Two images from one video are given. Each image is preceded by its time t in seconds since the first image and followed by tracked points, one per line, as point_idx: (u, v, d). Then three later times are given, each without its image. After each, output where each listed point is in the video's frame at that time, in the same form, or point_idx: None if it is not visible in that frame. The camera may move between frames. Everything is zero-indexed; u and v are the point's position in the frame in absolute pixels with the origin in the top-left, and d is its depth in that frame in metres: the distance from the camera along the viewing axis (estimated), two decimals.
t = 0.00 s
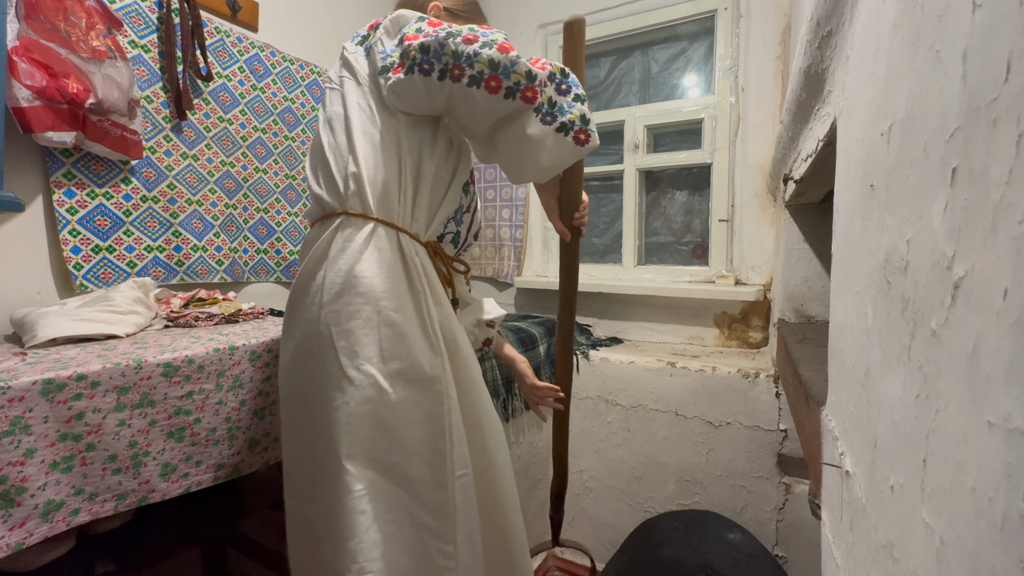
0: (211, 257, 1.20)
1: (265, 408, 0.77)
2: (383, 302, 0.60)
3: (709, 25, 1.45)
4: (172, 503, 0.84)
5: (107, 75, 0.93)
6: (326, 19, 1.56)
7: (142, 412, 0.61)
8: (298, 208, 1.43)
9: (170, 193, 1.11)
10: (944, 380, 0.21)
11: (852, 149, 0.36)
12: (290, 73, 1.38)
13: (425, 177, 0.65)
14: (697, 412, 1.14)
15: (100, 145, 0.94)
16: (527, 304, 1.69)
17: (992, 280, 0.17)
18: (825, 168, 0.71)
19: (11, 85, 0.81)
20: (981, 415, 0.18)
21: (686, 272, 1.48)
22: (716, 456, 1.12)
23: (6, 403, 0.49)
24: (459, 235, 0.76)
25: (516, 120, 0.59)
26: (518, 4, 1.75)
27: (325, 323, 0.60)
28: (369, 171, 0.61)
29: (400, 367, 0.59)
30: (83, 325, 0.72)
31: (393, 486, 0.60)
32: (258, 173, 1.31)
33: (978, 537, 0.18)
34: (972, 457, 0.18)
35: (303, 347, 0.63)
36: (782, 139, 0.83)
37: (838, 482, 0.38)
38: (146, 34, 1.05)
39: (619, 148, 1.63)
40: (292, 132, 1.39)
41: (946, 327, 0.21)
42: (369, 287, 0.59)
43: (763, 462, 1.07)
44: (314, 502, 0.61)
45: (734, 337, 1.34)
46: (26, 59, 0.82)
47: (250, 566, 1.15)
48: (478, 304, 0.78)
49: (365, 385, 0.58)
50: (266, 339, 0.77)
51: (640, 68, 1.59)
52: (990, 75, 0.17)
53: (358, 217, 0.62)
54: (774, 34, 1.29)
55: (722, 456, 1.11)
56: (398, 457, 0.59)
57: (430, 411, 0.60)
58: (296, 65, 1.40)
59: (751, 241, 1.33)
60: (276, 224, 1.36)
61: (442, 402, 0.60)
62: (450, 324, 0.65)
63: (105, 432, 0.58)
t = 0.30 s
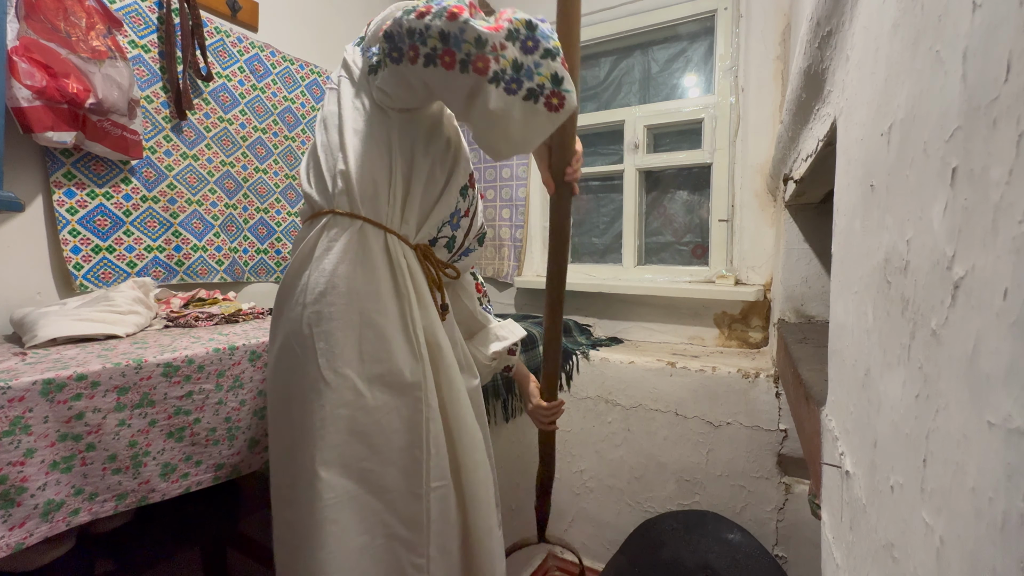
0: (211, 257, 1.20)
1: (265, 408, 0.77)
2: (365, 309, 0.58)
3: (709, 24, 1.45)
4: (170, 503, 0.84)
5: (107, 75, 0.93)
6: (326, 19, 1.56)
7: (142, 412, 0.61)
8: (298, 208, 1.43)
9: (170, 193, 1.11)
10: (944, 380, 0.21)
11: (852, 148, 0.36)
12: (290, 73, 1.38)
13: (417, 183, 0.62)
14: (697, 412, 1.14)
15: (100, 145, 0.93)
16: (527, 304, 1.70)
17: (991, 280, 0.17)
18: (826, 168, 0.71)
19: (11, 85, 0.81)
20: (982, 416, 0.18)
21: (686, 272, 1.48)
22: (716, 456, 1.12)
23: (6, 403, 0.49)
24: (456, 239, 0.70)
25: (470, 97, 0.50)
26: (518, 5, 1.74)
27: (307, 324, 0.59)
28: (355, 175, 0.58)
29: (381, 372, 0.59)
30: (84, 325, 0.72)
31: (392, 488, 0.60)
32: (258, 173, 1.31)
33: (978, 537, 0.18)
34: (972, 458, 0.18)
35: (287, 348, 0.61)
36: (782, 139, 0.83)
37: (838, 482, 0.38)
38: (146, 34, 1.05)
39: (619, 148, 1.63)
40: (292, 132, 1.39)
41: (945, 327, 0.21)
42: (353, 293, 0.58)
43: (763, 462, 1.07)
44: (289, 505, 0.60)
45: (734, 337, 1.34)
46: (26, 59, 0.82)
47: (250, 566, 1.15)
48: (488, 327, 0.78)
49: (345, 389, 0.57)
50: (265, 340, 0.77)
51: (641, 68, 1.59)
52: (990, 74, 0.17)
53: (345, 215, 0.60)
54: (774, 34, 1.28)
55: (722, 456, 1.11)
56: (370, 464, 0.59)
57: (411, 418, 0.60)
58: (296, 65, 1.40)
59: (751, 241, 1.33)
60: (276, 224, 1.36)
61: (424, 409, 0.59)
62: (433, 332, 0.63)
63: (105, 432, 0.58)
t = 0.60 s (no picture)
0: (211, 257, 1.20)
1: (265, 408, 0.77)
2: (374, 308, 0.58)
3: (709, 24, 1.45)
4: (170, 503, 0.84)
5: (107, 75, 0.93)
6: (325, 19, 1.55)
7: (142, 412, 0.61)
8: (298, 207, 1.43)
9: (170, 193, 1.11)
10: (944, 380, 0.21)
11: (852, 149, 0.36)
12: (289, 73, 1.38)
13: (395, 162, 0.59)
14: (697, 412, 1.14)
15: (100, 145, 0.93)
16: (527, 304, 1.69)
17: (991, 280, 0.17)
18: (826, 168, 0.71)
19: (11, 85, 0.81)
20: (982, 415, 0.18)
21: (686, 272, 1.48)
22: (716, 456, 1.12)
23: (6, 403, 0.49)
24: (458, 230, 0.71)
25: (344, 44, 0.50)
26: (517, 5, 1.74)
27: (313, 322, 0.60)
28: (351, 171, 0.59)
29: (385, 368, 0.58)
30: (83, 325, 0.72)
31: (394, 487, 0.60)
32: (258, 173, 1.31)
33: (978, 537, 0.18)
34: (972, 457, 0.18)
35: (293, 345, 0.61)
36: (782, 139, 0.83)
37: (838, 482, 0.38)
38: (146, 34, 1.05)
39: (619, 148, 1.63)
40: (292, 132, 1.39)
41: (946, 327, 0.20)
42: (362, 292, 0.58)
43: (763, 462, 1.07)
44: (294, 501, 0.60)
45: (734, 337, 1.34)
46: (26, 59, 0.82)
47: (250, 567, 1.15)
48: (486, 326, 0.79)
49: (353, 388, 0.56)
50: (265, 339, 0.77)
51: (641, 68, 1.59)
52: (990, 74, 0.17)
53: (344, 212, 0.61)
54: (775, 34, 1.29)
55: (722, 456, 1.11)
56: (376, 461, 0.58)
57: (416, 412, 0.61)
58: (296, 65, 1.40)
59: (751, 241, 1.35)
60: (276, 224, 1.36)
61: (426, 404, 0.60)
62: (437, 327, 0.63)
63: (105, 432, 0.58)
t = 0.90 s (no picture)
0: (211, 257, 1.20)
1: (265, 408, 0.77)
2: (376, 294, 0.58)
3: (709, 24, 1.45)
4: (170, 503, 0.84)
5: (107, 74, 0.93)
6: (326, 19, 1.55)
7: (142, 411, 0.61)
8: (298, 207, 1.43)
9: (170, 193, 1.11)
10: (944, 380, 0.21)
11: (852, 148, 0.36)
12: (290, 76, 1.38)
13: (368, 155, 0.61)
14: (697, 412, 1.14)
15: (100, 145, 0.93)
16: (527, 304, 1.69)
17: (992, 280, 0.17)
18: (825, 168, 0.71)
19: (11, 85, 0.81)
20: (981, 415, 0.18)
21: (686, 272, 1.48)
22: (717, 456, 1.12)
23: (6, 403, 0.49)
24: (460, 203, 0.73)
25: (275, 44, 0.53)
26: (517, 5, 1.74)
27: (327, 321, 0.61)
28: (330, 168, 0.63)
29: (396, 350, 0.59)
30: (83, 325, 0.72)
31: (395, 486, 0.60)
32: (258, 173, 1.31)
33: (978, 537, 0.18)
34: (972, 457, 0.18)
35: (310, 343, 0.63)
36: (782, 139, 0.83)
37: (838, 482, 0.38)
38: (146, 34, 1.05)
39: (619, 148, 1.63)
40: (292, 132, 1.40)
41: (946, 327, 0.20)
42: (364, 282, 0.59)
43: (764, 462, 1.07)
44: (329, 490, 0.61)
45: (734, 337, 1.34)
46: (26, 59, 0.82)
47: (251, 568, 1.15)
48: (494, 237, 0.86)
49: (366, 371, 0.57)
50: (265, 339, 0.76)
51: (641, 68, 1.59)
52: (990, 74, 0.17)
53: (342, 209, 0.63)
54: (774, 34, 1.30)
55: (722, 457, 1.11)
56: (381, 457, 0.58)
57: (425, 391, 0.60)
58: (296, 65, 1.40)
59: (750, 241, 1.35)
60: (276, 223, 1.37)
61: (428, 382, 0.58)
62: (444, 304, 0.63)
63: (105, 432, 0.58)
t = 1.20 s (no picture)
0: (211, 257, 1.20)
1: (266, 408, 0.77)
2: (434, 290, 0.70)
3: (709, 24, 1.45)
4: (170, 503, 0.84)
5: (107, 75, 0.93)
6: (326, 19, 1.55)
7: (142, 412, 0.61)
8: (298, 207, 1.43)
9: (170, 193, 1.11)
10: (944, 380, 0.21)
11: (852, 149, 0.36)
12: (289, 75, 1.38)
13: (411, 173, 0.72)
14: (697, 412, 1.14)
15: (100, 145, 0.93)
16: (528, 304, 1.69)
17: (991, 280, 0.17)
18: (825, 168, 0.71)
19: (12, 85, 0.81)
20: (981, 415, 0.18)
21: (686, 272, 1.48)
22: (716, 456, 1.12)
23: (6, 403, 0.50)
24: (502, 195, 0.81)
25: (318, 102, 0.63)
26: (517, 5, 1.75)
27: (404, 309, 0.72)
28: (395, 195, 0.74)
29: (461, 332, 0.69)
30: (83, 325, 0.72)
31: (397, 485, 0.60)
32: (258, 173, 1.31)
33: (979, 537, 0.18)
34: (972, 457, 0.18)
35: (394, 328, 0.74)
36: (782, 139, 0.83)
37: (838, 482, 0.38)
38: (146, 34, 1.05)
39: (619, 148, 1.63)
40: (291, 132, 1.40)
41: (946, 327, 0.20)
42: (428, 276, 0.71)
43: (763, 462, 1.07)
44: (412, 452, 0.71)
45: (734, 337, 1.34)
46: (26, 59, 0.82)
47: (250, 568, 1.15)
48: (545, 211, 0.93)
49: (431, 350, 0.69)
50: (265, 339, 0.76)
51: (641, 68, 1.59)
52: (990, 73, 0.17)
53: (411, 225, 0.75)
54: (775, 33, 1.27)
55: (722, 457, 1.11)
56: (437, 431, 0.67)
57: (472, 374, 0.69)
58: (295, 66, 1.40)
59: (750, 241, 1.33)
60: (276, 223, 1.37)
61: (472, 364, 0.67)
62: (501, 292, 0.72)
63: (105, 432, 0.58)
